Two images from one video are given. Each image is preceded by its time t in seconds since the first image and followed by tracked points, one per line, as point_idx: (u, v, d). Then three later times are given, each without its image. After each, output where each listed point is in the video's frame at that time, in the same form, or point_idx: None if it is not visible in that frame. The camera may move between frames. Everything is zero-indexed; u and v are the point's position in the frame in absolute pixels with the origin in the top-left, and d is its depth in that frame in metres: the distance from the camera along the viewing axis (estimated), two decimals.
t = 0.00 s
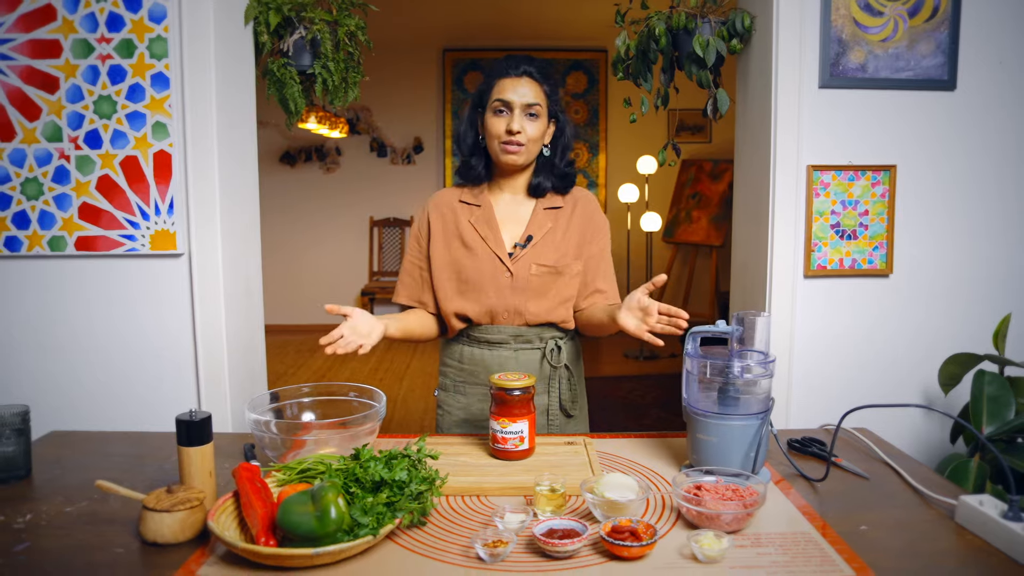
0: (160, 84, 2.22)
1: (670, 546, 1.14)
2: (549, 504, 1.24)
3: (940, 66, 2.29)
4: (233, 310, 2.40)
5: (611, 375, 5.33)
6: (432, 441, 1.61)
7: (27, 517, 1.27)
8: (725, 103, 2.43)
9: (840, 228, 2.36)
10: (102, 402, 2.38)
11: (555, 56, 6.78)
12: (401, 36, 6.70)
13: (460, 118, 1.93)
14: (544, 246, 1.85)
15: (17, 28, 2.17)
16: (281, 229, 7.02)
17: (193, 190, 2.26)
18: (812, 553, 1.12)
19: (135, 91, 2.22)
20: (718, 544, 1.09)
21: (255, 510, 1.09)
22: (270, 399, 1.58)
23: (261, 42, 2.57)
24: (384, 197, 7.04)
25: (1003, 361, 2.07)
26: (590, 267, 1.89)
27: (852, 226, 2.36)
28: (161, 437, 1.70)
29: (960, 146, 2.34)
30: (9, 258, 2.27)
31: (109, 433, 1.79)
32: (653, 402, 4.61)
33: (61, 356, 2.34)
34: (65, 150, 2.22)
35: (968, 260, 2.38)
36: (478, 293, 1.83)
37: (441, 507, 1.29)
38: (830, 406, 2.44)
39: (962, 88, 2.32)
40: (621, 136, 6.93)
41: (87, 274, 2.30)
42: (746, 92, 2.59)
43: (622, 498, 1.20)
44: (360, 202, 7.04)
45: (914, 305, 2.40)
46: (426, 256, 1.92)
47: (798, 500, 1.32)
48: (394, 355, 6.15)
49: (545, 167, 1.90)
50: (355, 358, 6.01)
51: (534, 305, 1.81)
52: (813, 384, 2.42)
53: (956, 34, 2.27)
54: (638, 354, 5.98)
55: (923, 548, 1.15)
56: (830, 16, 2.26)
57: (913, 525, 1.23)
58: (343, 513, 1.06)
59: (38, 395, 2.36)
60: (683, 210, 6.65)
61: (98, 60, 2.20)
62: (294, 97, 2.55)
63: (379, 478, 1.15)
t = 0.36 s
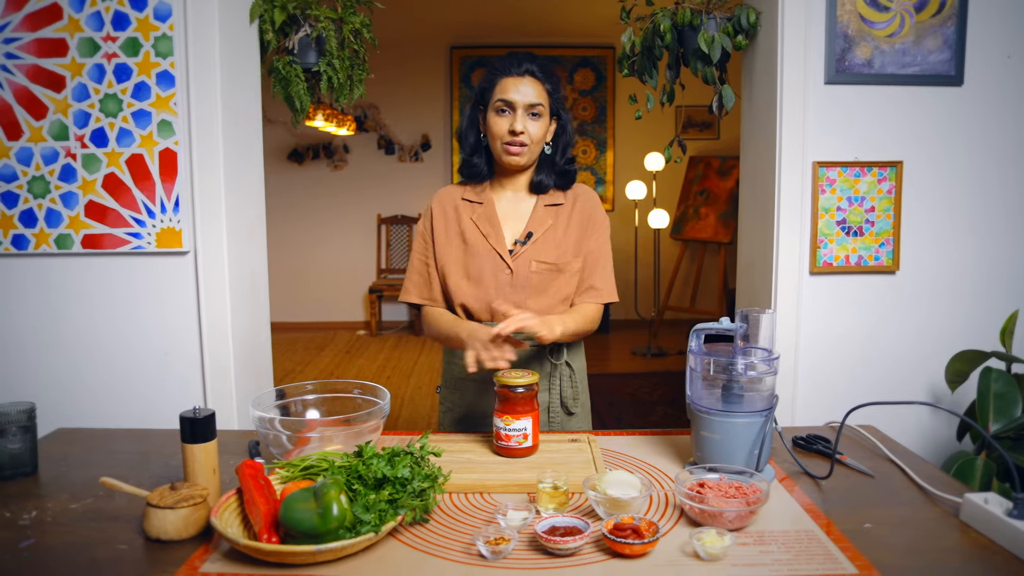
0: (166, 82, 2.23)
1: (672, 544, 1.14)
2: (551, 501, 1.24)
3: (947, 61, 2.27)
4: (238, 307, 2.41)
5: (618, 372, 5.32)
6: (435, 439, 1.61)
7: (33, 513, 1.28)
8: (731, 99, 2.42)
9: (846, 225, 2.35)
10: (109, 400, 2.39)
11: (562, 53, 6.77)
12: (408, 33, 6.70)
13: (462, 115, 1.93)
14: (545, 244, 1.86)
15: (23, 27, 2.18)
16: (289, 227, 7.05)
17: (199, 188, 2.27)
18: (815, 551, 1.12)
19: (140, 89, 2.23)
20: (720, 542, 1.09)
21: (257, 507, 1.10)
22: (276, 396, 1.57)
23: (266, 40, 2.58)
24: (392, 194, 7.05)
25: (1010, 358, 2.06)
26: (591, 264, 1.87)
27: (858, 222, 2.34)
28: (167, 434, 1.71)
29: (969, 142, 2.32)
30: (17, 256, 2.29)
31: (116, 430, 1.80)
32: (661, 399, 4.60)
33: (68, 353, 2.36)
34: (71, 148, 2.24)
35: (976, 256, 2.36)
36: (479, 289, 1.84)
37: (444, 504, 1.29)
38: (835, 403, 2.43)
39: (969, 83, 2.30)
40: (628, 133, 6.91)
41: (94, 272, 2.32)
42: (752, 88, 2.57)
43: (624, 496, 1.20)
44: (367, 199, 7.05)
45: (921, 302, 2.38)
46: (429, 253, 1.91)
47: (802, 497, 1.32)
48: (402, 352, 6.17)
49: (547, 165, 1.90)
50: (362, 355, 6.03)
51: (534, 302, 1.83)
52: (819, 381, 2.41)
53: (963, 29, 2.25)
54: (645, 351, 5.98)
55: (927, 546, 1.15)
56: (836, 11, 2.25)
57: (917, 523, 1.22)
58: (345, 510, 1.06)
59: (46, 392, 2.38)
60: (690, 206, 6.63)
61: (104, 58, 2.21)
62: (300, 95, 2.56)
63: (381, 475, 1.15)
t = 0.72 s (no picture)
0: (172, 58, 2.16)
1: (704, 550, 1.10)
2: (578, 502, 1.20)
3: (983, 49, 2.20)
4: (246, 291, 2.37)
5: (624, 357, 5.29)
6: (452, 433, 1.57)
7: (39, 508, 1.25)
8: (757, 84, 2.35)
9: (874, 216, 2.29)
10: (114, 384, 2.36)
11: (571, 32, 6.65)
12: (415, 9, 6.58)
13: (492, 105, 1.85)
14: (581, 235, 1.80)
15: None
16: (293, 206, 6.99)
17: (207, 167, 2.21)
18: (852, 559, 1.08)
19: (146, 64, 2.16)
20: (756, 550, 1.05)
21: (273, 506, 1.06)
22: (286, 386, 1.53)
23: (277, 15, 2.46)
24: (397, 174, 6.97)
25: None
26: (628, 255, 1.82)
27: (886, 214, 2.29)
28: (175, 423, 1.67)
29: (1001, 132, 2.26)
30: (20, 236, 2.24)
31: (122, 417, 1.77)
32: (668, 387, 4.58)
33: (72, 336, 2.32)
34: (75, 125, 2.18)
35: (1004, 248, 2.31)
36: (513, 283, 1.78)
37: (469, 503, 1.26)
38: (855, 397, 2.39)
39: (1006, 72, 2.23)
40: (637, 115, 6.81)
41: (99, 254, 2.27)
42: (779, 73, 2.50)
43: (655, 498, 1.16)
44: (371, 178, 6.97)
45: (948, 296, 2.33)
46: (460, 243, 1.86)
47: (834, 501, 1.28)
48: (405, 333, 6.14)
49: (580, 150, 1.82)
50: (365, 336, 5.99)
51: (570, 297, 1.78)
52: (838, 375, 2.37)
53: (1001, 15, 2.19)
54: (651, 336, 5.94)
55: (968, 555, 1.11)
56: None
57: (955, 530, 1.18)
58: (369, 513, 1.04)
59: (50, 375, 2.34)
60: (698, 190, 6.55)
61: (109, 32, 2.14)
62: (311, 72, 2.49)
63: (406, 473, 1.09)
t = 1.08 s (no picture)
0: (177, 56, 2.16)
1: (706, 549, 1.10)
2: (580, 501, 1.20)
3: (987, 46, 2.20)
4: (250, 289, 2.37)
5: (627, 356, 5.28)
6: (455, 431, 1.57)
7: (43, 505, 1.25)
8: (760, 82, 2.34)
9: (877, 214, 2.28)
10: (118, 382, 2.36)
11: (574, 30, 6.64)
12: (418, 8, 6.58)
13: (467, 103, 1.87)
14: (564, 230, 1.80)
15: None
16: (296, 205, 6.99)
17: (211, 166, 2.21)
18: (855, 558, 1.07)
19: (150, 64, 2.16)
20: (759, 549, 1.04)
21: (276, 504, 1.06)
22: (289, 384, 1.54)
23: (279, 14, 2.48)
24: (400, 173, 6.97)
25: None
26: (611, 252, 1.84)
27: (889, 212, 2.28)
28: (179, 421, 1.67)
29: (1005, 130, 2.24)
30: (25, 235, 2.25)
31: (126, 415, 1.77)
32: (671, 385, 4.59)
33: (77, 334, 2.33)
34: (79, 124, 2.18)
35: (1007, 247, 2.30)
36: (496, 278, 1.77)
37: (470, 501, 1.26)
38: (858, 397, 2.39)
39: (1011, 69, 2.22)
40: (640, 114, 6.80)
41: (102, 253, 2.27)
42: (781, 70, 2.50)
43: (657, 497, 1.15)
44: (375, 177, 6.97)
45: (951, 294, 2.32)
46: (441, 239, 1.83)
47: (837, 500, 1.27)
48: (409, 332, 6.14)
49: (556, 142, 1.83)
50: (369, 335, 5.99)
51: (554, 293, 1.79)
52: (842, 376, 2.37)
53: (1006, 12, 2.17)
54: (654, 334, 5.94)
55: (972, 554, 1.10)
56: None
57: (960, 529, 1.18)
58: (371, 511, 1.04)
59: (54, 373, 2.35)
60: (701, 188, 6.54)
61: (113, 31, 2.14)
62: (313, 71, 2.49)
63: (409, 472, 1.09)
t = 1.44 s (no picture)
0: (180, 59, 2.17)
1: (707, 551, 1.10)
2: (581, 503, 1.20)
3: (991, 46, 2.19)
4: (253, 290, 2.38)
5: (632, 357, 5.27)
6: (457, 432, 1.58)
7: (46, 507, 1.26)
8: (763, 83, 2.34)
9: (880, 215, 2.28)
10: (122, 384, 2.37)
11: (578, 31, 6.64)
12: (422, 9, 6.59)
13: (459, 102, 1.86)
14: (547, 232, 1.78)
15: (35, 2, 2.13)
16: (300, 206, 7.02)
17: (214, 168, 2.22)
18: (856, 561, 1.07)
19: (154, 66, 2.17)
20: (759, 551, 1.04)
21: (276, 506, 1.07)
22: (292, 385, 1.54)
23: (283, 16, 2.49)
24: (404, 174, 6.98)
25: None
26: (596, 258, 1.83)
27: (892, 213, 2.28)
28: (182, 422, 1.68)
29: (1009, 130, 2.23)
30: (30, 237, 2.26)
31: (130, 417, 1.78)
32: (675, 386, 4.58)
33: (81, 335, 2.34)
34: (83, 127, 2.19)
35: (1011, 247, 2.29)
36: (478, 279, 1.76)
37: (471, 503, 1.26)
38: (862, 398, 2.38)
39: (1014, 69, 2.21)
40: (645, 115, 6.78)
41: (106, 255, 2.28)
42: (784, 69, 2.49)
43: (658, 499, 1.15)
44: (379, 178, 6.98)
45: (955, 295, 2.31)
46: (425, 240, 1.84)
47: (839, 501, 1.27)
48: (414, 333, 6.14)
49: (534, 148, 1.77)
50: (374, 336, 6.00)
51: (535, 294, 1.77)
52: (845, 377, 2.36)
53: (1010, 11, 2.16)
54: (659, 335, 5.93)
55: (975, 557, 1.09)
56: None
57: (962, 531, 1.17)
58: (371, 513, 1.04)
59: (59, 375, 2.36)
60: (706, 188, 6.53)
61: (117, 34, 2.15)
62: (316, 73, 2.50)
63: (410, 473, 1.10)
